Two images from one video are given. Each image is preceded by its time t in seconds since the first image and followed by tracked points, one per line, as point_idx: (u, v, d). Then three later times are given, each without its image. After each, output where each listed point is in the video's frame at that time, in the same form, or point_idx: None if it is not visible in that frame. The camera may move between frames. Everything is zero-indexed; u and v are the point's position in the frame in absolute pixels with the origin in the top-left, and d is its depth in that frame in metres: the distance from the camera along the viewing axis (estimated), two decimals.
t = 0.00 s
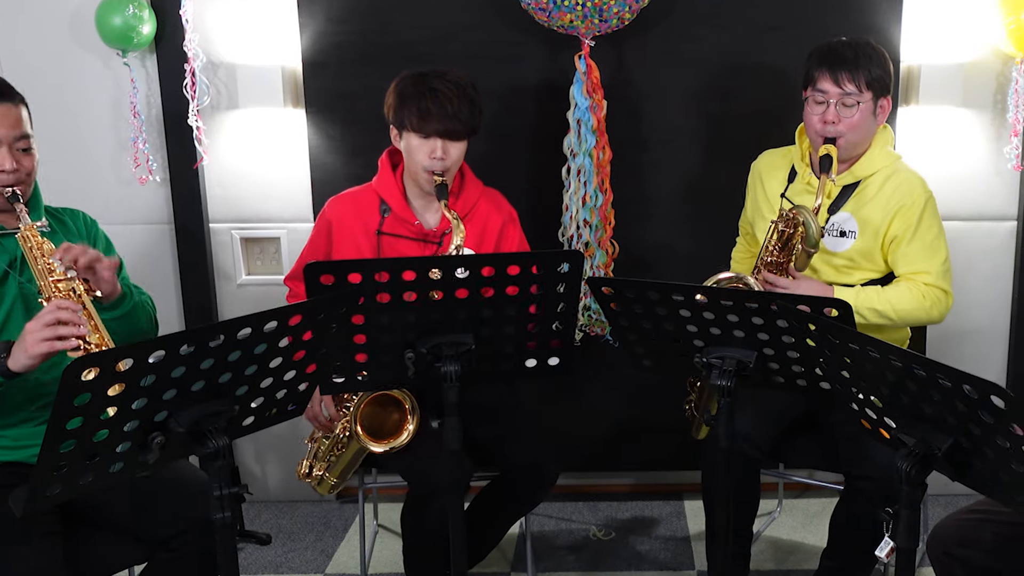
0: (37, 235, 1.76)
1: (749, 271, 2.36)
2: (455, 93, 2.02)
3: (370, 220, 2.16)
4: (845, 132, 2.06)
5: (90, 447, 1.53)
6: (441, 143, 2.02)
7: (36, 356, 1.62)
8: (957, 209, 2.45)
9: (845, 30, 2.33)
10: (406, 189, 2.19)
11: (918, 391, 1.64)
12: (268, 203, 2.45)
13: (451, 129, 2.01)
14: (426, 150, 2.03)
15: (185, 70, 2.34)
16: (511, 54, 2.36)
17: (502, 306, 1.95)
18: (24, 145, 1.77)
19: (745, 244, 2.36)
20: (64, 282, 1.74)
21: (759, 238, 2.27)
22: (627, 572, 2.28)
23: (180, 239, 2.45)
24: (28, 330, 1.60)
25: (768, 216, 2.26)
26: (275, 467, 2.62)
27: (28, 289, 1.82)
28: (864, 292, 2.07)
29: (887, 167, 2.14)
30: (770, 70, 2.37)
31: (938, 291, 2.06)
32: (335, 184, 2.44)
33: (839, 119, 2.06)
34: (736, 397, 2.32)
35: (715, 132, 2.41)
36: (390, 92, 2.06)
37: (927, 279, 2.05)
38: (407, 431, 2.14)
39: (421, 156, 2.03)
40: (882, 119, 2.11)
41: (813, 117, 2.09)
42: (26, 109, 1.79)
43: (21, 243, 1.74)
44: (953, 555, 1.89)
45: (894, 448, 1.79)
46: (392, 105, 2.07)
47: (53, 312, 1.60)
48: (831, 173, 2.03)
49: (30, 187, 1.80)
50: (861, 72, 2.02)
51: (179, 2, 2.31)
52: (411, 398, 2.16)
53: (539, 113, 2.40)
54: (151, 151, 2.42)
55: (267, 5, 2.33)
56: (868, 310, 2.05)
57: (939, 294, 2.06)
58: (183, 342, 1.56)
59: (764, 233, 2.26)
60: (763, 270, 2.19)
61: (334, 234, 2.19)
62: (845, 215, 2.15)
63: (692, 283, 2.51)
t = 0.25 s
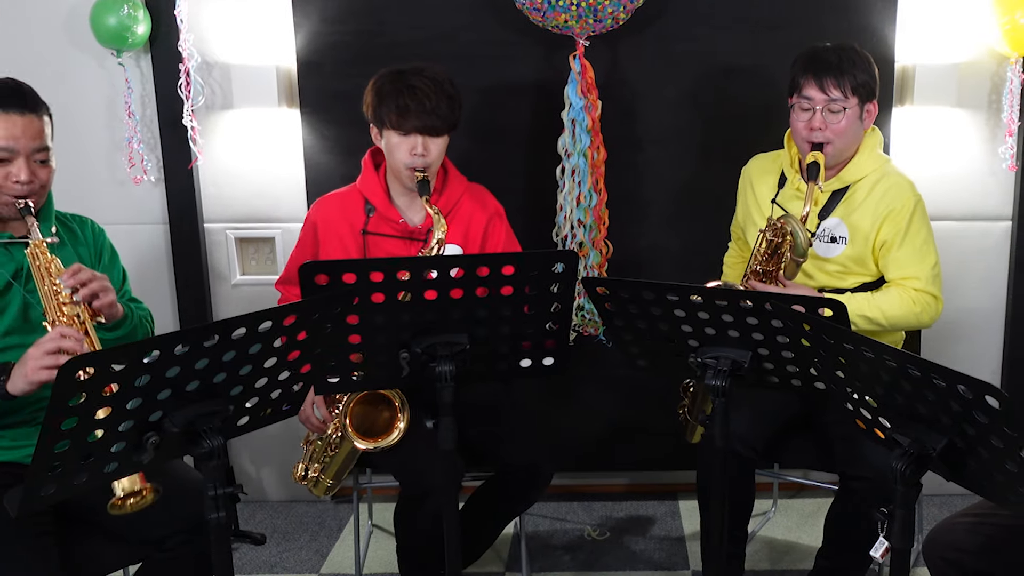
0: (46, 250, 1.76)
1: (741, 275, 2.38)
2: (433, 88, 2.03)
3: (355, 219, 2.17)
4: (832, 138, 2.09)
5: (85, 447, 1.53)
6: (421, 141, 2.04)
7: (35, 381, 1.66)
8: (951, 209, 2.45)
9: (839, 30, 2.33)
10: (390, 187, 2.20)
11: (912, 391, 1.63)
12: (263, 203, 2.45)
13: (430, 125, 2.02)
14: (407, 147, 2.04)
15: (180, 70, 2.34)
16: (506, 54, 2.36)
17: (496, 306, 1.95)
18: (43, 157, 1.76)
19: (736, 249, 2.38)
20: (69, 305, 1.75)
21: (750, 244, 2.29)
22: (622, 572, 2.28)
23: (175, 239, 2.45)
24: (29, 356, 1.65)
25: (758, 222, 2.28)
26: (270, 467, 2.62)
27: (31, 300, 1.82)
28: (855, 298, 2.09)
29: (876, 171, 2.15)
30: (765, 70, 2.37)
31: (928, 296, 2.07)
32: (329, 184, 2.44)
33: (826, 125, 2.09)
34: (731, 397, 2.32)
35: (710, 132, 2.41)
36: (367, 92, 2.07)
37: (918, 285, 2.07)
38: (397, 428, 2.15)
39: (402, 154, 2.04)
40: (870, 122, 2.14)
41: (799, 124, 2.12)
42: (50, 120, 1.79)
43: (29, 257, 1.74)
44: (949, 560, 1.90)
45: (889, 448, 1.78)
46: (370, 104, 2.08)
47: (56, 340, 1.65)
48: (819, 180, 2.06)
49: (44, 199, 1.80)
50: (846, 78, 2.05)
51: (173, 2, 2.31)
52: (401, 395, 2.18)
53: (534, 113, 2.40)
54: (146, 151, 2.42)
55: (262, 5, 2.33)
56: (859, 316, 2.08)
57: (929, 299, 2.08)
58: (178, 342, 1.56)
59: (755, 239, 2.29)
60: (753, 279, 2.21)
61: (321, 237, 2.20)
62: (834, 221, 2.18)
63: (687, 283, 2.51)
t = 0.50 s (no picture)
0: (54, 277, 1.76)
1: (732, 277, 2.39)
2: (417, 91, 2.03)
3: (343, 223, 2.17)
4: (824, 141, 2.09)
5: (79, 448, 1.53)
6: (407, 143, 2.04)
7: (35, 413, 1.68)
8: (945, 210, 2.45)
9: (834, 30, 2.33)
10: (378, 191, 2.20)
11: (907, 391, 1.64)
12: (257, 203, 2.45)
13: (415, 128, 2.03)
14: (392, 151, 2.04)
15: (174, 70, 2.34)
16: (501, 54, 2.36)
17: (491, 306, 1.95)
18: (63, 177, 1.75)
19: (728, 249, 2.38)
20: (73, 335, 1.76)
21: (742, 245, 2.30)
22: (617, 572, 2.28)
23: (169, 239, 2.45)
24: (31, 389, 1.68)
25: (750, 223, 2.29)
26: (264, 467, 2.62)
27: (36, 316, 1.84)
28: (846, 301, 2.10)
29: (868, 173, 2.15)
30: (758, 70, 2.37)
31: (921, 299, 2.07)
32: (324, 184, 2.44)
33: (819, 128, 2.09)
34: (725, 397, 2.32)
35: (704, 132, 2.41)
36: (351, 95, 2.07)
37: (910, 289, 2.07)
38: (389, 434, 2.16)
39: (388, 156, 2.05)
40: (861, 124, 2.15)
41: (792, 127, 2.13)
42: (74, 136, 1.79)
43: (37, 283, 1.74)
44: (947, 555, 1.90)
45: (883, 448, 1.79)
46: (354, 107, 2.09)
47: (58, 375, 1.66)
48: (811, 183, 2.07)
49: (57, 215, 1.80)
50: (838, 81, 2.05)
51: (168, 2, 2.31)
52: (393, 401, 2.18)
53: (529, 113, 2.40)
54: (141, 151, 2.42)
55: (256, 5, 2.33)
56: (851, 319, 2.08)
57: (921, 302, 2.08)
58: (173, 342, 1.56)
59: (747, 241, 2.29)
60: (746, 281, 2.21)
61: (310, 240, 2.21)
62: (826, 223, 2.18)
63: (681, 283, 2.51)
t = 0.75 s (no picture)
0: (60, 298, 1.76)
1: (727, 276, 2.39)
2: (409, 99, 2.02)
3: (336, 229, 2.17)
4: (819, 141, 2.09)
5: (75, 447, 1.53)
6: (400, 153, 2.04)
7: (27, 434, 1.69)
8: (940, 210, 2.45)
9: (828, 30, 2.33)
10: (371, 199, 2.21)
11: (902, 391, 1.63)
12: (252, 203, 2.45)
13: (407, 137, 2.02)
14: (385, 161, 2.04)
15: (169, 70, 2.34)
16: (495, 54, 2.37)
17: (485, 306, 1.95)
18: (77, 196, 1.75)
19: (722, 248, 2.38)
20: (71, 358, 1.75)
21: (737, 246, 2.30)
22: (612, 572, 2.28)
23: (164, 239, 2.45)
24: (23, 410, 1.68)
25: (746, 224, 2.28)
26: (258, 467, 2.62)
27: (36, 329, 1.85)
28: (842, 302, 2.08)
29: (863, 173, 2.16)
30: (753, 70, 2.37)
31: (917, 300, 2.07)
32: (319, 184, 2.44)
33: (813, 129, 2.09)
34: (720, 397, 2.32)
35: (698, 132, 2.42)
36: (343, 102, 2.06)
37: (905, 288, 2.06)
38: (378, 448, 2.15)
39: (381, 166, 2.05)
40: (858, 125, 2.14)
41: (787, 127, 2.13)
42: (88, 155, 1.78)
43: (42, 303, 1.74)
44: (943, 548, 1.90)
45: (878, 448, 1.79)
46: (346, 114, 2.08)
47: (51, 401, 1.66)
48: (805, 184, 2.06)
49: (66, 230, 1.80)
50: (833, 82, 2.05)
51: (163, 2, 2.31)
52: (384, 413, 2.16)
53: (523, 113, 2.40)
54: (136, 151, 2.42)
55: (251, 5, 2.33)
56: (846, 320, 2.08)
57: (917, 302, 2.08)
58: (167, 342, 1.55)
59: (742, 241, 2.29)
60: (740, 284, 2.20)
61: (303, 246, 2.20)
62: (821, 224, 2.18)
63: (676, 283, 2.51)
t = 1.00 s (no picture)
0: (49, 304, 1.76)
1: (722, 276, 2.39)
2: (411, 109, 2.01)
3: (335, 234, 2.18)
4: (817, 144, 2.09)
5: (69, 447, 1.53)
6: (401, 163, 2.03)
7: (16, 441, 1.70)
8: (936, 210, 2.45)
9: (823, 30, 2.33)
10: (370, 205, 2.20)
11: (896, 391, 1.64)
12: (247, 203, 2.45)
13: (409, 147, 2.02)
14: (386, 170, 2.04)
15: (164, 70, 2.34)
16: (490, 54, 2.36)
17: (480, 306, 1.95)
18: (61, 200, 1.75)
19: (717, 248, 2.38)
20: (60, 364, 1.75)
21: (733, 246, 2.30)
22: (607, 572, 2.28)
23: (159, 239, 2.45)
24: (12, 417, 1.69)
25: (742, 224, 2.28)
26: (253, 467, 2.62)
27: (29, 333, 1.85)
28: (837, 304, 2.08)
29: (861, 175, 2.16)
30: (747, 70, 2.37)
31: (911, 302, 2.07)
32: (314, 184, 2.44)
33: (811, 131, 2.09)
34: (714, 397, 2.32)
35: (693, 132, 2.42)
36: (345, 108, 2.06)
37: (900, 291, 2.06)
38: (367, 458, 2.17)
39: (382, 175, 2.04)
40: (855, 126, 2.14)
41: (784, 129, 2.13)
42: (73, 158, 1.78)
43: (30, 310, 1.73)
44: (939, 552, 1.90)
45: (872, 448, 1.79)
46: (348, 120, 2.07)
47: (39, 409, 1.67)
48: (802, 186, 2.08)
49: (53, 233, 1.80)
50: (832, 83, 2.05)
51: (158, 2, 2.31)
52: (377, 424, 2.18)
53: (518, 113, 2.39)
54: (130, 151, 2.42)
55: (246, 5, 2.33)
56: (841, 322, 2.07)
57: (912, 305, 2.08)
58: (162, 343, 1.55)
59: (737, 242, 2.29)
60: (736, 284, 2.20)
61: (301, 247, 2.21)
62: (818, 225, 2.18)
63: (671, 283, 2.51)
